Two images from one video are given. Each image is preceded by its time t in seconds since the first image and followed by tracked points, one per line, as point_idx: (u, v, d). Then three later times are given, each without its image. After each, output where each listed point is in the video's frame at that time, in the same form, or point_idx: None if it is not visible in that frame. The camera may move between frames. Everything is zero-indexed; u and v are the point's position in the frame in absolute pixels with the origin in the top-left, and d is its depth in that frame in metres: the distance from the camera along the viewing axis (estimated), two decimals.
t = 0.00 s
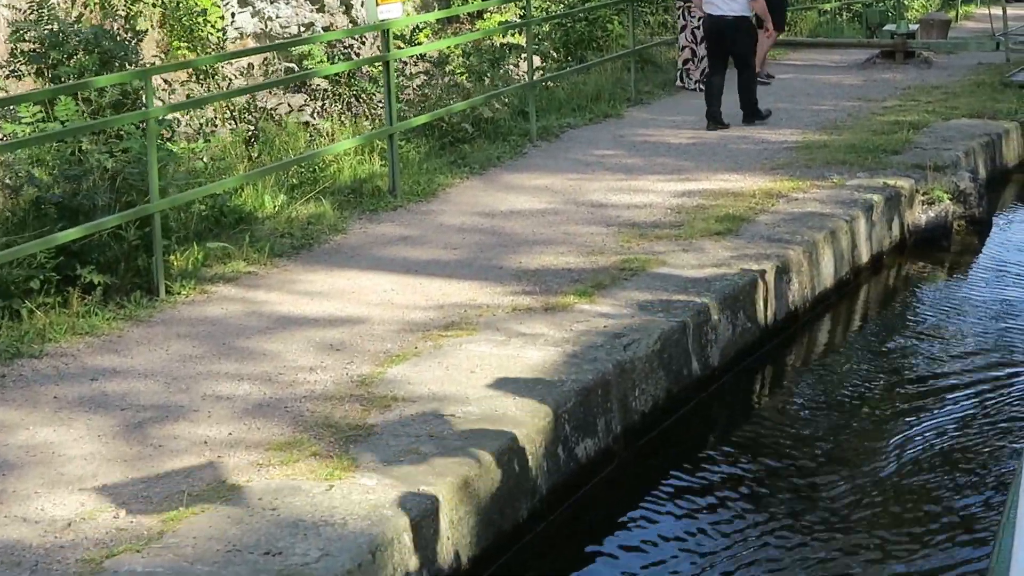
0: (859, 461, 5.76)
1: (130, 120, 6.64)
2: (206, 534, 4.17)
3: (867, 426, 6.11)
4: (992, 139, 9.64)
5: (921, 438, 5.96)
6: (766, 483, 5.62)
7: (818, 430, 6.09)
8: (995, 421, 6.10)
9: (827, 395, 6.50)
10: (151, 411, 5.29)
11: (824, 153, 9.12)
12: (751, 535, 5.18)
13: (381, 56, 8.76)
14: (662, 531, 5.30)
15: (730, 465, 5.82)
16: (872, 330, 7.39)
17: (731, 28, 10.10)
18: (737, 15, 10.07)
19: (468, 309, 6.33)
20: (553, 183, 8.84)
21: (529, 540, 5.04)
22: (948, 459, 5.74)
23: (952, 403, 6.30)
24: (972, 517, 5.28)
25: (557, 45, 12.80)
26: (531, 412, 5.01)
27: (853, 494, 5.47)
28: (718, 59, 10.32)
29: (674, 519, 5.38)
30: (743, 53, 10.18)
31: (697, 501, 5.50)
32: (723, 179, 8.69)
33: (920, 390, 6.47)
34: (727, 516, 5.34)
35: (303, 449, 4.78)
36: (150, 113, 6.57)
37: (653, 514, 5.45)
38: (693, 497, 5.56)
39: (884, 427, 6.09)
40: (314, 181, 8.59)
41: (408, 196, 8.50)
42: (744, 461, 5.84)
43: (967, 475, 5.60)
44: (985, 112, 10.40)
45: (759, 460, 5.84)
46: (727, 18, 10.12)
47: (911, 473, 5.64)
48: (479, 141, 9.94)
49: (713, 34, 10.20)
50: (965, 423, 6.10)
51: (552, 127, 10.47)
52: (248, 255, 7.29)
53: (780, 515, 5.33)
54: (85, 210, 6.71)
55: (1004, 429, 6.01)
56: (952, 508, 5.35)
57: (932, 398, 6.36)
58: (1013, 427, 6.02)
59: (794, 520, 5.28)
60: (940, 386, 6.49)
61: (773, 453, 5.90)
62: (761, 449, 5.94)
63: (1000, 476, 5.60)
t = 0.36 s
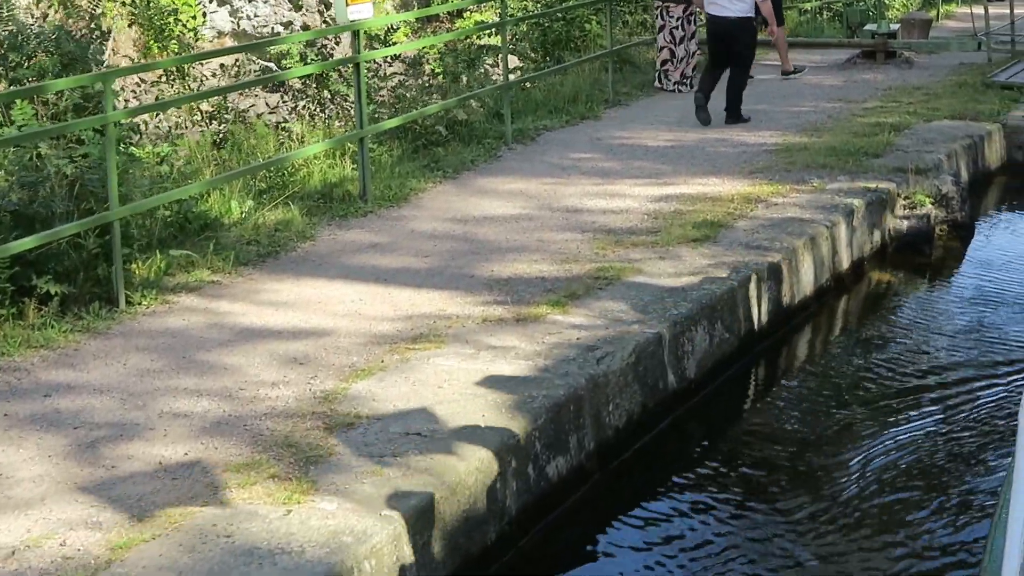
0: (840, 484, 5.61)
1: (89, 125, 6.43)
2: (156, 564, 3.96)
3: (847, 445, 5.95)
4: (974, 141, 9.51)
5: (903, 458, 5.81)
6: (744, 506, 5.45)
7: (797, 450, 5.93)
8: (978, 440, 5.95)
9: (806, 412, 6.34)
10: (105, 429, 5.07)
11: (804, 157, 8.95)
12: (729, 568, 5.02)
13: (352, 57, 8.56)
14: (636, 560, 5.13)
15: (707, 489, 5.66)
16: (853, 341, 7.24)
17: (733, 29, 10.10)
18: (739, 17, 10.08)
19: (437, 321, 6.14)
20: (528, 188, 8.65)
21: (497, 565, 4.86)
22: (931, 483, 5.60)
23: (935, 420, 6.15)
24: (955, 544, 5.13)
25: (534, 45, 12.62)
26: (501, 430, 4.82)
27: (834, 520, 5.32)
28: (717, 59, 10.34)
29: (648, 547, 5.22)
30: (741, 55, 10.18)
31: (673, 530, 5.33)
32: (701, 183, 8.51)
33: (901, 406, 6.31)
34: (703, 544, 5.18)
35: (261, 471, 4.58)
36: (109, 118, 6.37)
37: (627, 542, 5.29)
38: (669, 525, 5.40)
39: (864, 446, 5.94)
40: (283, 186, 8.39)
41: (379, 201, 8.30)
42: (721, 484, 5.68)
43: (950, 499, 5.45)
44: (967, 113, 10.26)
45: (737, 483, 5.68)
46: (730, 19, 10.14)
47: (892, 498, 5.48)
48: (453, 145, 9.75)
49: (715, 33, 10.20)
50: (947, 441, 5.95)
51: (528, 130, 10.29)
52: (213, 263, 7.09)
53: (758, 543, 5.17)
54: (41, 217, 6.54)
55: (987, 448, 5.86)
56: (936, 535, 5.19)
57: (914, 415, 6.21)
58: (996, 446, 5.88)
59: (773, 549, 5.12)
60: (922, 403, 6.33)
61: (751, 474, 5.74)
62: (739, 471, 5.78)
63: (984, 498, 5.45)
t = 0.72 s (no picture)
0: (827, 506, 5.43)
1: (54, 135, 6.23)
2: None
3: (836, 464, 5.78)
4: (964, 148, 9.35)
5: (892, 477, 5.64)
6: (729, 530, 5.27)
7: (784, 470, 5.76)
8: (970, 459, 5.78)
9: (794, 430, 6.17)
10: (65, 452, 4.87)
11: (791, 164, 8.78)
12: None
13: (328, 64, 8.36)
14: None
15: (691, 512, 5.48)
16: (841, 356, 7.08)
17: (732, 31, 10.03)
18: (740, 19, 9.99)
19: (414, 337, 5.95)
20: (509, 197, 8.46)
21: None
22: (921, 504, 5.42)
23: (924, 438, 5.98)
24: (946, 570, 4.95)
25: (518, 50, 12.44)
26: (475, 453, 4.63)
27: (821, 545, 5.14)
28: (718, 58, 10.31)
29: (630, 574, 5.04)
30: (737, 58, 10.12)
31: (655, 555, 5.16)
32: (687, 192, 8.34)
33: (893, 423, 6.15)
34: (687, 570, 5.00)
35: (225, 497, 4.38)
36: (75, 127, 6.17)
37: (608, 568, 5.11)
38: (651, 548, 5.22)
39: (854, 465, 5.76)
40: (259, 195, 8.19)
41: (357, 211, 8.10)
42: (706, 506, 5.50)
43: (941, 520, 5.28)
44: (957, 120, 10.10)
45: (722, 504, 5.51)
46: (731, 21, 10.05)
47: (882, 520, 5.31)
48: (434, 152, 9.55)
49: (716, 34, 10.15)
50: (940, 461, 5.78)
51: (511, 136, 10.10)
52: (184, 276, 6.88)
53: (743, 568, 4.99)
54: (6, 230, 6.32)
55: (980, 467, 5.69)
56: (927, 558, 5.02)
57: (903, 432, 6.05)
58: (990, 465, 5.71)
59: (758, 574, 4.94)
60: (913, 420, 6.17)
61: (737, 496, 5.56)
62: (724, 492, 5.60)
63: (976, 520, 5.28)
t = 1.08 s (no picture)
0: (815, 529, 5.25)
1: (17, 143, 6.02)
2: None
3: (824, 484, 5.60)
4: (954, 153, 9.20)
5: (882, 500, 5.47)
6: (714, 552, 5.09)
7: (772, 490, 5.59)
8: (963, 479, 5.62)
9: (782, 446, 6.00)
10: (21, 476, 4.66)
11: (779, 170, 8.61)
12: None
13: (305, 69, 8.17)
14: None
15: (674, 533, 5.30)
16: (829, 368, 6.91)
17: (733, 29, 10.18)
18: (739, 17, 10.16)
19: (389, 352, 5.76)
20: (491, 205, 8.27)
21: None
22: (914, 528, 5.25)
23: (915, 457, 5.81)
24: None
25: (502, 53, 12.27)
26: (448, 478, 4.45)
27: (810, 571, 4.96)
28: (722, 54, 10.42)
29: None
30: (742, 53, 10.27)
31: None
32: (672, 199, 8.16)
33: (882, 440, 5.98)
34: None
35: (186, 525, 4.17)
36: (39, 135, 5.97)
37: None
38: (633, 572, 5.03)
39: (843, 485, 5.59)
40: (233, 203, 7.99)
41: (335, 219, 7.91)
42: (690, 527, 5.32)
43: (935, 547, 5.10)
44: (947, 125, 9.94)
45: (706, 525, 5.32)
46: (730, 19, 10.17)
47: (873, 546, 5.13)
48: (415, 158, 9.35)
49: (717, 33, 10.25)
50: (931, 481, 5.61)
51: (493, 142, 9.91)
52: (154, 288, 6.69)
53: None
54: None
55: (973, 488, 5.53)
56: None
57: (892, 450, 5.88)
58: (983, 485, 5.54)
59: None
60: (903, 438, 6.00)
61: (722, 517, 5.38)
62: (709, 512, 5.42)
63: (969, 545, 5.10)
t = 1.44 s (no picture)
0: (804, 546, 5.07)
1: None
2: None
3: (814, 498, 5.42)
4: (946, 153, 9.03)
5: (873, 515, 5.29)
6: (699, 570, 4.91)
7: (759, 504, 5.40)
8: (959, 494, 5.44)
9: (771, 457, 5.82)
10: None
11: (767, 171, 8.44)
12: None
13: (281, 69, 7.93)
14: None
15: (659, 550, 5.12)
16: (819, 375, 6.74)
17: (742, 27, 10.27)
18: (750, 15, 10.23)
19: (363, 363, 5.57)
20: (473, 207, 8.07)
21: None
22: (906, 545, 5.07)
23: (907, 470, 5.64)
24: None
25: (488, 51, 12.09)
26: (421, 498, 4.26)
27: None
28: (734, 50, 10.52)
29: None
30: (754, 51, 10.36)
31: None
32: (658, 201, 7.98)
33: (874, 452, 5.80)
34: None
35: (145, 550, 3.98)
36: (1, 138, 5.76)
37: None
38: None
39: (833, 499, 5.42)
40: (208, 206, 7.78)
41: (313, 223, 7.71)
42: (677, 543, 5.14)
43: (928, 565, 4.93)
44: (938, 124, 9.77)
45: (691, 542, 5.14)
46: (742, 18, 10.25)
47: (863, 563, 4.95)
48: (396, 159, 9.14)
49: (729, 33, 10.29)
50: (925, 494, 5.44)
51: (477, 142, 9.71)
52: (124, 295, 6.48)
53: None
54: None
55: (968, 503, 5.35)
56: None
57: (883, 463, 5.71)
58: (978, 500, 5.37)
59: None
60: (895, 451, 5.82)
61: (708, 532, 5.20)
62: (695, 528, 5.24)
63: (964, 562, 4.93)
